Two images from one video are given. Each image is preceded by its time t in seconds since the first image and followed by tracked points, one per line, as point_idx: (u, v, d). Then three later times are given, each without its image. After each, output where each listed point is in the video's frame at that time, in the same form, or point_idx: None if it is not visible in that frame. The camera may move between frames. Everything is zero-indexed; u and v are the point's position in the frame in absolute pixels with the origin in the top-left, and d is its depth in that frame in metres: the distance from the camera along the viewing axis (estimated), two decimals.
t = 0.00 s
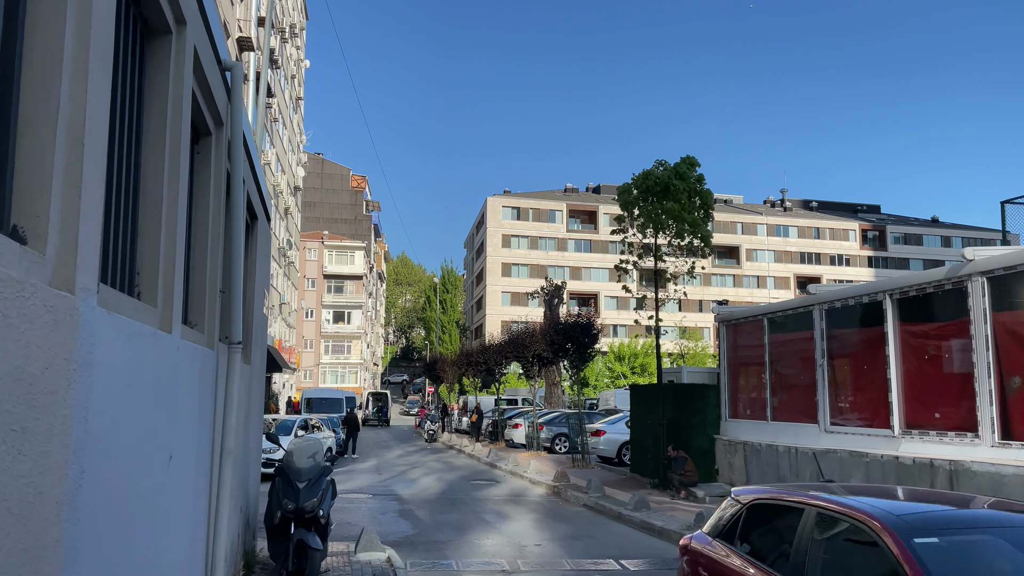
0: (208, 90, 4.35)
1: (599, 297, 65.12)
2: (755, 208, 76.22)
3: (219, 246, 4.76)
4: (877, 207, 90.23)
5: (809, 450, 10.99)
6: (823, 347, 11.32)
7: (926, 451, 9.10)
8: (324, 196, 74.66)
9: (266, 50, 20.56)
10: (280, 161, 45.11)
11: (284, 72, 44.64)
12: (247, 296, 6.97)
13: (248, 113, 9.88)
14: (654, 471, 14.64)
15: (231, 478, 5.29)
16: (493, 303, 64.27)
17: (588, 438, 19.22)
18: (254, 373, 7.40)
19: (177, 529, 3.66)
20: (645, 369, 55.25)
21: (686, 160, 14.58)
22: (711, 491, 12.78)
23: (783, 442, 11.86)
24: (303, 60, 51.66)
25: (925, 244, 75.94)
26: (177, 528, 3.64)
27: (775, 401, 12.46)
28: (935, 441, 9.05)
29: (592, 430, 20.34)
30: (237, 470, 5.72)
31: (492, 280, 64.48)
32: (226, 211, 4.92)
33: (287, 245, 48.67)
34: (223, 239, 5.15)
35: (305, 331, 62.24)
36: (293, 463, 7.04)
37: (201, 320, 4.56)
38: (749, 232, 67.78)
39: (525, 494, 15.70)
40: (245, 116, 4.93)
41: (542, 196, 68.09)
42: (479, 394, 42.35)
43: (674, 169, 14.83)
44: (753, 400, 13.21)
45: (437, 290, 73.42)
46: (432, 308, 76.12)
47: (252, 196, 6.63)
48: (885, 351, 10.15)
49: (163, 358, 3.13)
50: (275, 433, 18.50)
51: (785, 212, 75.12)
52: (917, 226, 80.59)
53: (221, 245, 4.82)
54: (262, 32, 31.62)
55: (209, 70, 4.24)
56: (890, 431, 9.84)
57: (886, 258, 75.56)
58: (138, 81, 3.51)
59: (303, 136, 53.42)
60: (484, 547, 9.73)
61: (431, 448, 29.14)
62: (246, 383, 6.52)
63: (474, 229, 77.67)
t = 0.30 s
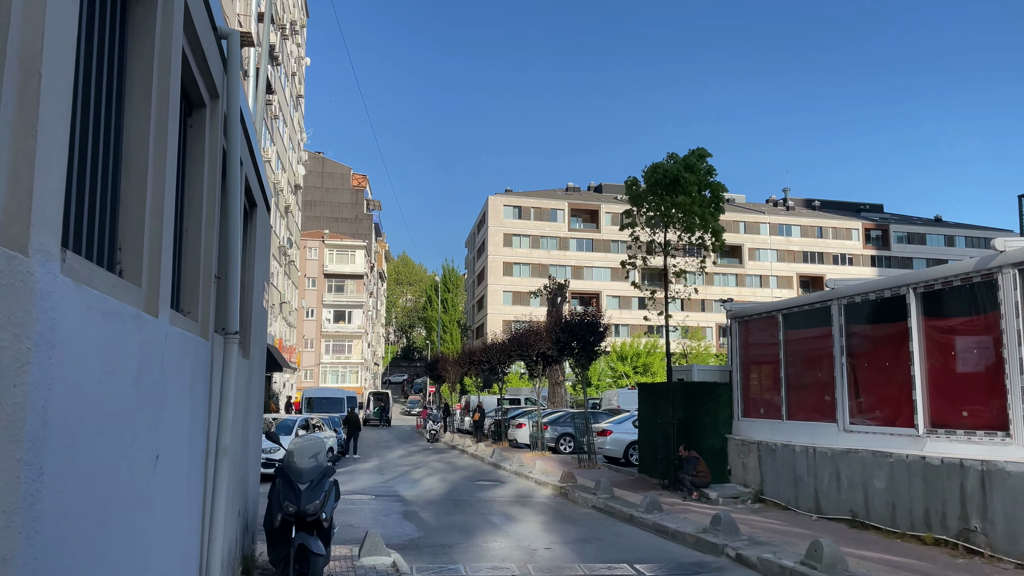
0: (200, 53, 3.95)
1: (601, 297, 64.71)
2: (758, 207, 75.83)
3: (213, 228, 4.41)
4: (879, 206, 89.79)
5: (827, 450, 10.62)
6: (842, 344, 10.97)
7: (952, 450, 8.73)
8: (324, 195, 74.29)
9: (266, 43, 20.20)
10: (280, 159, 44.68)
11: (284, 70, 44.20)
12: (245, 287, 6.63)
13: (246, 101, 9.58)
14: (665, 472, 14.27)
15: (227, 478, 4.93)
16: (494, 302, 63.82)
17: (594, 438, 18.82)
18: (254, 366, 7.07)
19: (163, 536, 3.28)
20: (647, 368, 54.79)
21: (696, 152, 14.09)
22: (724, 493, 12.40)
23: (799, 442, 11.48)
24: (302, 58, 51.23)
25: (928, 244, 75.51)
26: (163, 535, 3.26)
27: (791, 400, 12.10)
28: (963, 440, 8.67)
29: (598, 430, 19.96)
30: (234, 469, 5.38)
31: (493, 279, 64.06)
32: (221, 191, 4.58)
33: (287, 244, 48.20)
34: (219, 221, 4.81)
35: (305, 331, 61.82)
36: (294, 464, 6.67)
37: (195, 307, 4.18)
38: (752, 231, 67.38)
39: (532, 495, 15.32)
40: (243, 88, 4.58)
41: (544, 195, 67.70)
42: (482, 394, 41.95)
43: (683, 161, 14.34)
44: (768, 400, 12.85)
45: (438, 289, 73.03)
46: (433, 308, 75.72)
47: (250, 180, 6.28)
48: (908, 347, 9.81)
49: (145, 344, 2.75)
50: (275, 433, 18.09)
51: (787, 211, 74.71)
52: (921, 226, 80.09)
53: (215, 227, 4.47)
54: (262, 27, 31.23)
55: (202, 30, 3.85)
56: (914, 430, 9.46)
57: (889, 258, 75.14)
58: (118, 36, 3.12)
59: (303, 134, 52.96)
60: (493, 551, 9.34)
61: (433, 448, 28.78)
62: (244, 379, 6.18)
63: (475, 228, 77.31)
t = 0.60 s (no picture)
0: (192, 20, 3.57)
1: (604, 297, 64.32)
2: (761, 207, 75.37)
3: (207, 215, 4.05)
4: (883, 206, 89.28)
5: (846, 454, 10.26)
6: (862, 343, 10.60)
7: (981, 455, 8.36)
8: (325, 195, 73.94)
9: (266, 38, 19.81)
10: (281, 158, 44.33)
11: (286, 68, 43.93)
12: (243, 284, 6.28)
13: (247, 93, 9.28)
14: (675, 475, 13.91)
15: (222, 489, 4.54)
16: (496, 303, 63.38)
17: (601, 440, 18.45)
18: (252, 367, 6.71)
19: (147, 557, 2.89)
20: (651, 369, 54.74)
21: (706, 146, 13.69)
22: (738, 497, 12.06)
23: (816, 445, 11.11)
24: (303, 56, 50.87)
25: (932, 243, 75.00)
26: (148, 554, 2.88)
27: (808, 402, 11.73)
28: (994, 444, 8.29)
29: (604, 432, 19.58)
30: (230, 479, 4.99)
31: (495, 279, 63.66)
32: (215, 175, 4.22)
33: (287, 244, 47.81)
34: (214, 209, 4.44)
35: (306, 330, 61.64)
36: (294, 469, 6.31)
37: (185, 302, 3.82)
38: (755, 231, 66.92)
39: (538, 498, 14.94)
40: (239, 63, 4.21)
41: (546, 195, 67.30)
42: (484, 394, 41.55)
43: (693, 156, 13.94)
44: (783, 401, 12.49)
45: (440, 289, 72.67)
46: (434, 308, 75.33)
47: (249, 170, 5.93)
48: (934, 347, 9.43)
49: (121, 339, 2.36)
50: (276, 435, 17.73)
51: (791, 210, 74.22)
52: (925, 225, 79.61)
53: (209, 214, 4.11)
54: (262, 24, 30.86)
55: None
56: (940, 433, 9.07)
57: (893, 258, 74.62)
58: None
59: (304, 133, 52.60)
60: (502, 560, 8.95)
61: (435, 449, 28.41)
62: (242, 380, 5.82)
63: (477, 228, 76.91)
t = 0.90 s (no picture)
0: None
1: (606, 296, 63.93)
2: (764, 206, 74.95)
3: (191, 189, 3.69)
4: (886, 205, 88.86)
5: (866, 454, 9.90)
6: (880, 339, 10.24)
7: (1011, 455, 8.00)
8: (326, 194, 73.61)
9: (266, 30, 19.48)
10: (281, 155, 44.09)
11: (286, 65, 43.70)
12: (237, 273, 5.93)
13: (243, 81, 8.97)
14: (684, 476, 13.54)
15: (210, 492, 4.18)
16: (498, 302, 63.00)
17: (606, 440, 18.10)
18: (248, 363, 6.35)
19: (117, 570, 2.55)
20: (653, 368, 54.34)
21: (716, 137, 13.32)
22: (751, 499, 11.71)
23: (833, 445, 10.75)
24: (304, 53, 50.61)
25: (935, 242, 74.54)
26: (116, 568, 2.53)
27: (824, 400, 11.38)
28: None
29: (610, 432, 19.22)
30: (221, 482, 4.63)
31: (496, 278, 63.27)
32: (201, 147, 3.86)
33: (288, 243, 47.52)
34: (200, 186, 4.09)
35: (306, 330, 61.31)
36: (292, 470, 5.94)
37: (168, 288, 3.47)
38: (758, 230, 66.53)
39: (543, 500, 14.58)
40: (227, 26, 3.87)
41: (547, 194, 66.93)
42: (486, 394, 41.20)
43: (703, 148, 13.56)
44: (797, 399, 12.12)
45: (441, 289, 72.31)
46: (436, 308, 74.96)
47: (242, 153, 5.58)
48: (957, 343, 9.08)
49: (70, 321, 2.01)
50: (276, 434, 17.36)
51: (793, 209, 73.81)
52: (928, 224, 79.15)
53: (193, 189, 3.75)
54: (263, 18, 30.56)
55: None
56: (966, 433, 8.70)
57: (896, 257, 74.16)
58: None
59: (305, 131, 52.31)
60: (509, 565, 8.57)
61: (438, 449, 28.08)
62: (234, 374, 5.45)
63: (478, 227, 76.54)
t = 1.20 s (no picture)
0: None
1: (609, 295, 63.53)
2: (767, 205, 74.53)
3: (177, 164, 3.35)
4: (890, 204, 88.37)
5: (888, 456, 9.54)
6: (902, 336, 9.86)
7: None
8: (327, 193, 73.26)
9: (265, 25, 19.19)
10: (283, 154, 43.85)
11: (287, 62, 43.48)
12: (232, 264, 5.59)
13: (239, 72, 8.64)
14: (696, 478, 13.17)
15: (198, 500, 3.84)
16: (500, 302, 62.62)
17: (613, 441, 17.79)
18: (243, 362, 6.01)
19: None
20: (656, 369, 54.04)
21: (729, 129, 12.96)
22: (766, 502, 11.31)
23: (853, 447, 10.38)
24: (306, 51, 50.37)
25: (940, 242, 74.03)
26: None
27: (843, 400, 11.01)
28: None
29: (616, 433, 18.85)
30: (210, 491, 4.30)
31: (498, 278, 62.86)
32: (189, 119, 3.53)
33: (289, 242, 47.23)
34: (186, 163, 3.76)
35: (308, 329, 61.00)
36: (289, 475, 5.57)
37: (149, 274, 3.12)
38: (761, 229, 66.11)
39: (550, 502, 14.20)
40: None
41: (549, 193, 66.60)
42: (489, 394, 40.82)
43: (715, 140, 13.19)
44: (815, 399, 11.72)
45: (443, 288, 71.99)
46: (437, 308, 74.61)
47: (236, 134, 5.23)
48: (986, 341, 8.70)
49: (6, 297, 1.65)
50: (276, 435, 16.99)
51: (797, 208, 73.37)
52: (932, 224, 78.72)
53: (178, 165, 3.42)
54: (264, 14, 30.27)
55: None
56: (995, 435, 8.33)
57: (901, 256, 73.66)
58: None
59: (306, 129, 52.04)
60: (518, 572, 8.19)
61: (440, 450, 27.74)
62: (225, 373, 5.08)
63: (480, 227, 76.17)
